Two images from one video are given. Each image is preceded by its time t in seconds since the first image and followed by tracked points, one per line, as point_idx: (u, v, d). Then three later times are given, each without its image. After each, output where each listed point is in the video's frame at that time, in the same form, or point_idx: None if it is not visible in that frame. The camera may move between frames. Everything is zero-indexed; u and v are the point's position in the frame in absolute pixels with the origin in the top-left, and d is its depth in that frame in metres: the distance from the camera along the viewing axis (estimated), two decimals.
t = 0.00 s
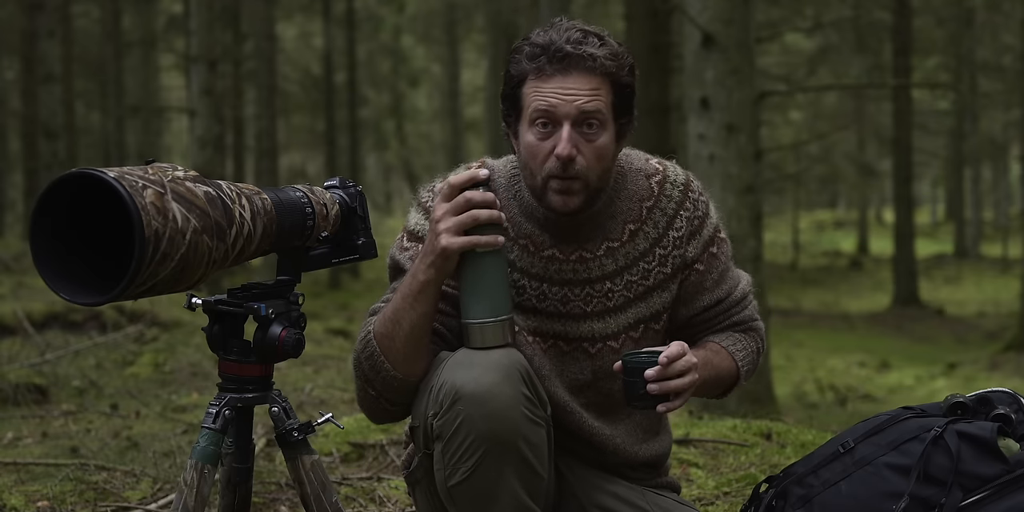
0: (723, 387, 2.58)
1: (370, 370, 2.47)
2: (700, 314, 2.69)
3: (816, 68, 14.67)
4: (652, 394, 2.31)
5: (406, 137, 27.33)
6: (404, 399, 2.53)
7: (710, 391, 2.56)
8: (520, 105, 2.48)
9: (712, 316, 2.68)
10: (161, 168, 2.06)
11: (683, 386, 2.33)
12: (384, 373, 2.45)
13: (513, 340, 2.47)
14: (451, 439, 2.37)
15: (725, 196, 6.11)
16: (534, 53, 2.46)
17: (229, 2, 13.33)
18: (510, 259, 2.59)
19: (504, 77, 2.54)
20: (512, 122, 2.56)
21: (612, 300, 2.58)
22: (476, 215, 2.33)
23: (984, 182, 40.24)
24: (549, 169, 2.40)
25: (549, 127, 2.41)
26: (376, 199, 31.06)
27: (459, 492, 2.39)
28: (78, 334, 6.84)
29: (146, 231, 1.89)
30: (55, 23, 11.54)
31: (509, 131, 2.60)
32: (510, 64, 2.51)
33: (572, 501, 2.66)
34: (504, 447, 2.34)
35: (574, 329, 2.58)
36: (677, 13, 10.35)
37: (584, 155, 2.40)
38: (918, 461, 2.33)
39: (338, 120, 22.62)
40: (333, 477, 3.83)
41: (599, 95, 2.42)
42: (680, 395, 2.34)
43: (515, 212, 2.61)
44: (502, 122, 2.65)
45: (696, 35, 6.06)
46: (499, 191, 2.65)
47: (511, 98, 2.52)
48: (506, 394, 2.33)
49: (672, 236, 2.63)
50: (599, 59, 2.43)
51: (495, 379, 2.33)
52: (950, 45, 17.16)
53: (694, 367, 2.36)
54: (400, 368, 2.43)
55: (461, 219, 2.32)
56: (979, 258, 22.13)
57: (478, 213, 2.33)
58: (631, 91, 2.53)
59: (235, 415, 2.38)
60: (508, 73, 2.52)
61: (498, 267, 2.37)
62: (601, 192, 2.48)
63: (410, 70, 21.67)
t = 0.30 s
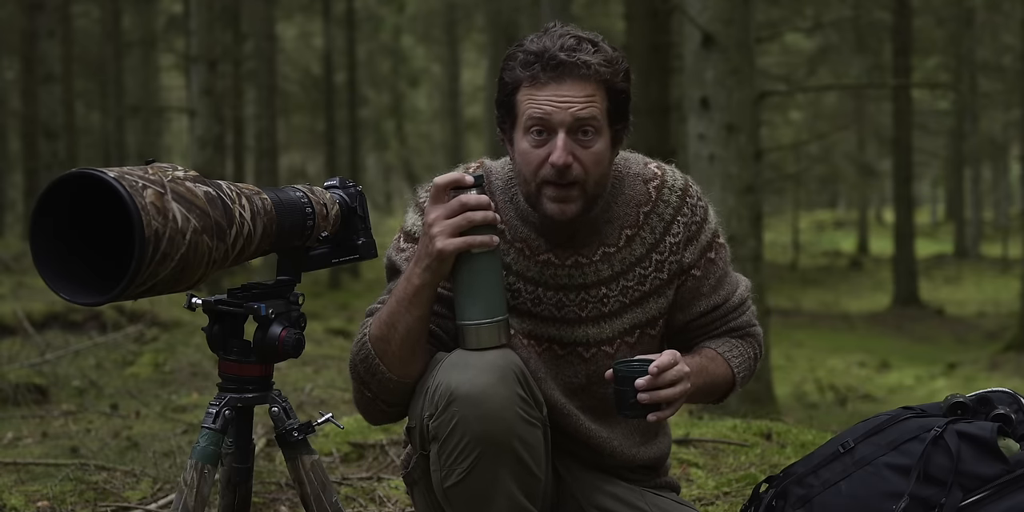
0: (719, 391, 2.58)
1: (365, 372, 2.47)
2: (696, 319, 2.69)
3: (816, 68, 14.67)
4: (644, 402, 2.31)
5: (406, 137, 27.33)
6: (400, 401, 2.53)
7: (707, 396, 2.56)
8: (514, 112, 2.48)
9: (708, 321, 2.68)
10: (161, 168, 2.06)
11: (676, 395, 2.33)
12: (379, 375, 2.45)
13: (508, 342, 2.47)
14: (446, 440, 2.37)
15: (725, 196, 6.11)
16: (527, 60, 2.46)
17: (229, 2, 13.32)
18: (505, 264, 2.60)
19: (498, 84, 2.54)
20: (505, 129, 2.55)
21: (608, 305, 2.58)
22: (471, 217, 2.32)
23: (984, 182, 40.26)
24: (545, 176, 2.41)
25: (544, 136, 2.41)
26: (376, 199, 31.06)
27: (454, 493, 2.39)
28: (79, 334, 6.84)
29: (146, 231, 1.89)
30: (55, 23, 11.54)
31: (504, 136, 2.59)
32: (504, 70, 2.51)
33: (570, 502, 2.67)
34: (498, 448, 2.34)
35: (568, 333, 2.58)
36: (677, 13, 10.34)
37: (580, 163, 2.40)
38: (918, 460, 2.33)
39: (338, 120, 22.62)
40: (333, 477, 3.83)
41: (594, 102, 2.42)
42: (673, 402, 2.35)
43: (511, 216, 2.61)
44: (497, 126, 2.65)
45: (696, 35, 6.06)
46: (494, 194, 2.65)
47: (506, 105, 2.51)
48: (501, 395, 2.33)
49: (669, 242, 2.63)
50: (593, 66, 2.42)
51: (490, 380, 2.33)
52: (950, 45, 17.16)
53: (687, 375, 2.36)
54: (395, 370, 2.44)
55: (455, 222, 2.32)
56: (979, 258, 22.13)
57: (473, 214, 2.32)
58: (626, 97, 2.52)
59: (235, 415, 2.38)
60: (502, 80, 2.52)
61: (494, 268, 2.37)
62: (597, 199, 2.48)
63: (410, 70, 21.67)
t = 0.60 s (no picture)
0: (717, 392, 2.58)
1: (364, 373, 2.47)
2: (694, 319, 2.69)
3: (816, 68, 14.67)
4: (643, 403, 2.30)
5: (406, 137, 27.33)
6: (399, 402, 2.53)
7: (705, 396, 2.56)
8: (515, 116, 2.47)
9: (706, 320, 2.68)
10: (161, 169, 2.06)
11: (674, 395, 2.33)
12: (379, 376, 2.45)
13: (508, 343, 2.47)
14: (447, 441, 2.37)
15: (725, 196, 6.11)
16: (528, 63, 2.45)
17: (229, 2, 13.32)
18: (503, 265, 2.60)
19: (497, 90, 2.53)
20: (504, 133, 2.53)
21: (606, 306, 2.58)
22: (468, 219, 2.32)
23: (984, 182, 40.26)
24: (551, 178, 2.40)
25: (548, 138, 2.40)
26: (376, 199, 31.08)
27: (454, 494, 2.39)
28: (78, 334, 6.84)
29: (146, 232, 1.89)
30: (55, 23, 11.54)
31: (502, 140, 2.59)
32: (502, 75, 2.50)
33: (570, 502, 2.67)
34: (499, 449, 2.34)
35: (566, 335, 2.58)
36: (677, 13, 10.34)
37: (586, 164, 2.40)
38: (918, 460, 2.33)
39: (338, 120, 22.62)
40: (333, 477, 3.83)
41: (597, 102, 2.42)
42: (672, 403, 2.34)
43: (509, 217, 2.61)
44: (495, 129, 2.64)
45: (696, 35, 6.06)
46: (491, 194, 2.65)
47: (505, 109, 2.50)
48: (501, 395, 2.33)
49: (666, 242, 2.63)
50: (595, 67, 2.43)
51: (489, 381, 2.33)
52: (950, 45, 17.16)
53: (685, 376, 2.36)
54: (395, 372, 2.44)
55: (454, 223, 2.32)
56: (979, 258, 22.13)
57: (471, 216, 2.32)
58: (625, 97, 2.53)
59: (235, 415, 2.37)
60: (500, 85, 2.51)
61: (492, 269, 2.36)
62: (595, 200, 2.48)
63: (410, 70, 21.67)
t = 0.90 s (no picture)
0: (716, 390, 2.58)
1: (365, 373, 2.48)
2: (691, 318, 2.69)
3: (816, 68, 14.67)
4: (646, 396, 2.31)
5: (406, 137, 27.33)
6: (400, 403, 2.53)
7: (704, 396, 2.57)
8: (551, 100, 2.44)
9: (704, 319, 2.68)
10: (161, 168, 2.06)
11: (678, 389, 2.33)
12: (381, 377, 2.46)
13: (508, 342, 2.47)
14: (449, 440, 2.37)
15: (725, 196, 6.11)
16: (571, 48, 2.43)
17: (229, 2, 13.32)
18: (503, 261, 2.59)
19: (519, 76, 2.49)
20: (526, 117, 2.49)
21: (606, 303, 2.57)
22: (470, 218, 2.32)
23: (984, 182, 40.27)
24: (592, 163, 2.40)
25: (594, 122, 2.40)
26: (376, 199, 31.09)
27: (456, 493, 2.39)
28: (78, 334, 6.84)
29: (146, 232, 1.89)
30: (55, 23, 11.54)
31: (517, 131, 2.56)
32: (533, 58, 2.46)
33: (570, 502, 2.67)
34: (500, 447, 2.34)
35: (566, 331, 2.57)
36: (677, 13, 10.35)
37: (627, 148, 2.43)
38: (918, 461, 2.33)
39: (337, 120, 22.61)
40: (333, 477, 3.83)
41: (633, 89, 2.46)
42: (675, 397, 2.35)
43: (511, 212, 2.60)
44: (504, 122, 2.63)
45: (696, 35, 6.06)
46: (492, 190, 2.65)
47: (534, 96, 2.46)
48: (502, 394, 2.32)
49: (665, 240, 2.63)
50: (634, 53, 2.46)
51: (491, 380, 2.33)
52: (950, 45, 17.16)
53: (688, 370, 2.36)
54: (397, 372, 2.44)
55: (456, 222, 2.31)
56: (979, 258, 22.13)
57: (473, 214, 2.32)
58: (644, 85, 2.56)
59: (235, 415, 2.38)
60: (529, 68, 2.47)
61: (493, 268, 2.36)
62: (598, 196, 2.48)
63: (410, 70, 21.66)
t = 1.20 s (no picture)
0: (717, 393, 2.58)
1: (368, 370, 2.48)
2: (694, 319, 2.68)
3: (816, 68, 14.67)
4: (651, 395, 2.30)
5: (406, 137, 27.32)
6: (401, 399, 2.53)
7: (705, 398, 2.57)
8: (549, 107, 2.44)
9: (707, 322, 2.68)
10: (161, 168, 2.06)
11: (682, 388, 2.33)
12: (382, 374, 2.45)
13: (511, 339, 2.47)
14: (450, 436, 2.37)
15: (725, 196, 6.11)
16: (564, 53, 2.42)
17: (229, 2, 13.32)
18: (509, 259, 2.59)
19: (518, 82, 2.50)
20: (527, 125, 2.50)
21: (612, 301, 2.58)
22: (471, 216, 2.32)
23: (984, 182, 40.27)
24: (595, 167, 2.40)
25: (591, 126, 2.39)
26: (376, 199, 31.08)
27: (456, 490, 2.39)
28: (78, 334, 6.84)
29: (146, 232, 1.89)
30: (55, 23, 11.54)
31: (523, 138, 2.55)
32: (530, 64, 2.47)
33: (571, 501, 2.67)
34: (501, 445, 2.34)
35: (572, 329, 2.58)
36: (676, 12, 10.35)
37: (628, 150, 2.41)
38: (918, 461, 2.33)
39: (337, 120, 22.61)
40: (333, 477, 3.83)
41: (630, 88, 2.43)
42: (678, 397, 2.35)
43: (519, 210, 2.60)
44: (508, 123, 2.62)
45: (696, 34, 6.06)
46: (499, 189, 2.65)
47: (535, 102, 2.46)
48: (504, 392, 2.32)
49: (671, 240, 2.63)
50: (630, 52, 2.44)
51: (493, 378, 2.33)
52: (950, 46, 17.16)
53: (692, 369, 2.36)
54: (399, 369, 2.44)
55: (457, 220, 2.31)
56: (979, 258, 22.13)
57: (474, 213, 2.32)
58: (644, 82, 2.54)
59: (235, 415, 2.37)
60: (527, 74, 2.47)
61: (494, 266, 2.36)
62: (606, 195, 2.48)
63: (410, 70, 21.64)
